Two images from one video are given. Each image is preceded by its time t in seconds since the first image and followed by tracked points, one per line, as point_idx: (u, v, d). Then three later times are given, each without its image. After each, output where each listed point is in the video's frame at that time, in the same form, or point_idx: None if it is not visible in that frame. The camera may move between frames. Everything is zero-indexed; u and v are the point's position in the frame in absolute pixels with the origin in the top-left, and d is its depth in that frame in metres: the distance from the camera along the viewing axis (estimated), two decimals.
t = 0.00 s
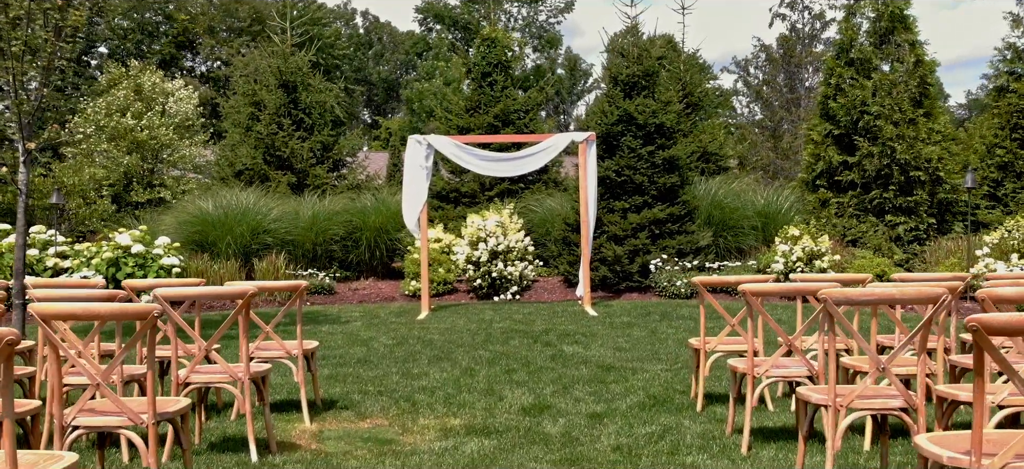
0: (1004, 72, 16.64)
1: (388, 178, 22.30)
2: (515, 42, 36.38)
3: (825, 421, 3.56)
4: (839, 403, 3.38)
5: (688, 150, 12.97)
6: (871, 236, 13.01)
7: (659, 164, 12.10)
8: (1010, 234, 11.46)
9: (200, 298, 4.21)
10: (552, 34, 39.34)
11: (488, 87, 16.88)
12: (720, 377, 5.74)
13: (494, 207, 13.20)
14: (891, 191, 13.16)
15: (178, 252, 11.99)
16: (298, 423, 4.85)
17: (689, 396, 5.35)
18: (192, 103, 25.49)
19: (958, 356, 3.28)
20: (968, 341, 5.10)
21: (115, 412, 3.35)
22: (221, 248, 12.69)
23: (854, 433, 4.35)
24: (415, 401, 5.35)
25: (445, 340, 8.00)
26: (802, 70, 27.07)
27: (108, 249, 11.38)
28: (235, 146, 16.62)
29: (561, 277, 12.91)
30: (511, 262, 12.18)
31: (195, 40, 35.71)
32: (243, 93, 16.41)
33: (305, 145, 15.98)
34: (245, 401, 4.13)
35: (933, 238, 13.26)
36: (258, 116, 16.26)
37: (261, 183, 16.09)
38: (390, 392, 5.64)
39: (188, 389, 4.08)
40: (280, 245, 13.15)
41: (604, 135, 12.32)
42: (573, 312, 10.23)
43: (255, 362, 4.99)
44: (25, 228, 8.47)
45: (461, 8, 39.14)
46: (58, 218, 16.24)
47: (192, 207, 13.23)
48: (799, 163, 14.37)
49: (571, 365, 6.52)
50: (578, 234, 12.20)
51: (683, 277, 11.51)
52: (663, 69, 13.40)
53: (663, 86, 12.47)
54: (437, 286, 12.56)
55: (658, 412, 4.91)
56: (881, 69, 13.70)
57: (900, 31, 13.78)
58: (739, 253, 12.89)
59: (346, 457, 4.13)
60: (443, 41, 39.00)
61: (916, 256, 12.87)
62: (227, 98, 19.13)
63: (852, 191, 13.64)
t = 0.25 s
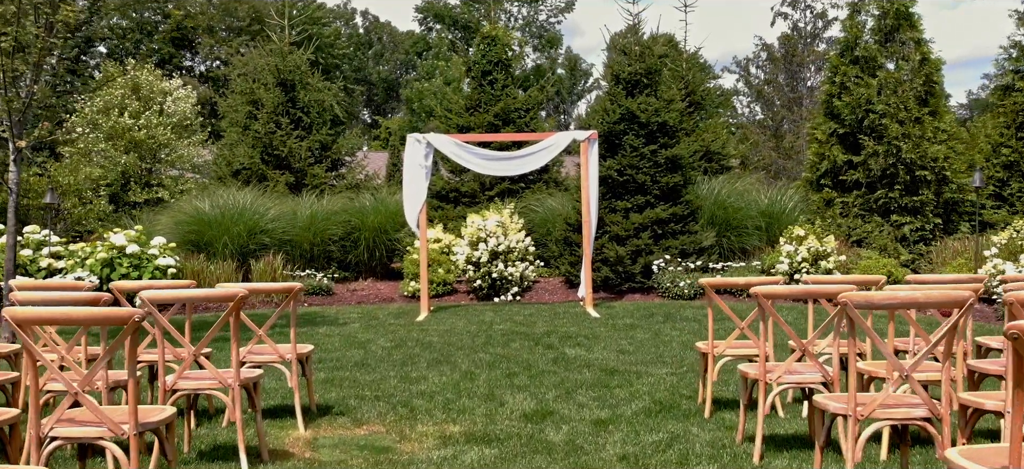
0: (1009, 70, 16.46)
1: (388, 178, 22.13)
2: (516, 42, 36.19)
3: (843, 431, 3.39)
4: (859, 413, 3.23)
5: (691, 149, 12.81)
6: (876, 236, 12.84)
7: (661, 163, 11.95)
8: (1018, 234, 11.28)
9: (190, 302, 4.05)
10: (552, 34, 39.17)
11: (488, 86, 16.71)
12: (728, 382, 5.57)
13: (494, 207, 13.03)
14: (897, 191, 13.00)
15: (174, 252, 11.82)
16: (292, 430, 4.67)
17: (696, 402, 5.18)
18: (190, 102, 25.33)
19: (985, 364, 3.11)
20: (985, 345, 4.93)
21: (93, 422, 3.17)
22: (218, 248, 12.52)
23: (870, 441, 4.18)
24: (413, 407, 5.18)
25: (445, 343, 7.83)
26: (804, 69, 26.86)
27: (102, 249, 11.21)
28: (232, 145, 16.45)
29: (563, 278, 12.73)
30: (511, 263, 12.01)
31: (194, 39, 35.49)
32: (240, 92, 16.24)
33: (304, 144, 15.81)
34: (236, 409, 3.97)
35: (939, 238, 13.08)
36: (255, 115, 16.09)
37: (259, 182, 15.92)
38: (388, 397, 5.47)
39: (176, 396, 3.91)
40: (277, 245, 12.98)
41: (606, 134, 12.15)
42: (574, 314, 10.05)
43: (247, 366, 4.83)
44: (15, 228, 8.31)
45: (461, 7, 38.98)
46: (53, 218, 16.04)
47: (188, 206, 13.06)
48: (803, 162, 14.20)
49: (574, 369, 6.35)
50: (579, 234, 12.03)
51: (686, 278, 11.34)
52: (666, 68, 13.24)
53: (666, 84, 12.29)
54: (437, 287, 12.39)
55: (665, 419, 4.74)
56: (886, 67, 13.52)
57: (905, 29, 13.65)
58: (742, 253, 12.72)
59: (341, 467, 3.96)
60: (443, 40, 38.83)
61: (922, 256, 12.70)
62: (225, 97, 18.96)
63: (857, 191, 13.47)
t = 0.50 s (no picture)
0: (1015, 69, 16.27)
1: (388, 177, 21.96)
2: (516, 41, 36.07)
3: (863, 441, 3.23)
4: (881, 423, 3.07)
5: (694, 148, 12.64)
6: (881, 236, 12.68)
7: (664, 162, 11.79)
8: None
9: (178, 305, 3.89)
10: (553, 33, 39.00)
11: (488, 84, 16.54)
12: (736, 387, 5.41)
13: (494, 207, 12.87)
14: (902, 191, 12.84)
15: (170, 252, 11.66)
16: (285, 437, 4.51)
17: (704, 408, 5.02)
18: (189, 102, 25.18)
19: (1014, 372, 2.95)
20: (1003, 349, 4.77)
21: (70, 432, 3.03)
22: (214, 248, 12.36)
23: (886, 450, 4.01)
24: (411, 413, 5.01)
25: (444, 345, 7.67)
26: (805, 68, 26.65)
27: (97, 250, 11.05)
28: (230, 144, 16.29)
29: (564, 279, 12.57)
30: (512, 263, 11.85)
31: (194, 39, 35.63)
32: (238, 91, 16.09)
33: (302, 143, 15.65)
34: (224, 418, 3.81)
35: (945, 238, 12.91)
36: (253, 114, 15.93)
37: (257, 182, 15.76)
38: (385, 402, 5.31)
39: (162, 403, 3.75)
40: (274, 246, 12.82)
41: (608, 133, 11.98)
42: (576, 315, 9.89)
43: (239, 371, 4.67)
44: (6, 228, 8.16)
45: (461, 7, 38.81)
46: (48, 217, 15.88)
47: (185, 206, 12.90)
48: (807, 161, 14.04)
49: (577, 373, 6.19)
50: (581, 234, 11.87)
51: (689, 279, 11.17)
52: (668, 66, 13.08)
53: (668, 83, 12.12)
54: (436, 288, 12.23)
55: (671, 426, 4.57)
56: (892, 65, 13.35)
57: (910, 27, 13.47)
58: (746, 254, 12.56)
59: None
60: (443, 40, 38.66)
61: (928, 256, 12.53)
62: (223, 96, 18.81)
63: (861, 190, 13.30)
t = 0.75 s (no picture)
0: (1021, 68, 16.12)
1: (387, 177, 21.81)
2: (516, 41, 35.94)
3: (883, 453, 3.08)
4: (904, 435, 2.92)
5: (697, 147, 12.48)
6: (886, 237, 12.53)
7: (666, 162, 11.63)
8: None
9: (166, 308, 3.74)
10: (553, 33, 38.86)
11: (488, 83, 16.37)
12: (744, 392, 5.25)
13: (494, 207, 12.71)
14: (908, 190, 12.69)
15: (166, 253, 11.49)
16: (279, 444, 4.36)
17: (711, 414, 4.87)
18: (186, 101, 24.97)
19: None
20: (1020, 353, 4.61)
21: (48, 445, 2.87)
22: (211, 249, 12.21)
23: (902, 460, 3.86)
24: (410, 419, 4.86)
25: (443, 348, 7.51)
26: (807, 68, 26.58)
27: (91, 251, 10.89)
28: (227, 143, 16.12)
29: (565, 280, 12.42)
30: (513, 264, 11.69)
31: (192, 39, 35.29)
32: (236, 90, 15.93)
33: (300, 142, 15.50)
34: (214, 426, 3.66)
35: (950, 239, 12.75)
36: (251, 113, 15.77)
37: (254, 181, 15.59)
38: (383, 408, 5.16)
39: (150, 411, 3.60)
40: (272, 246, 12.66)
41: (610, 132, 11.81)
42: (578, 317, 9.73)
43: (232, 376, 4.53)
44: None
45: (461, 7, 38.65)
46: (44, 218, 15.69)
47: (181, 206, 12.75)
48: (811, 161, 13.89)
49: (580, 377, 6.03)
50: (582, 234, 11.70)
51: (692, 280, 11.02)
52: (670, 64, 12.93)
53: (670, 81, 11.96)
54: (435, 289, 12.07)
55: (679, 434, 4.41)
56: (897, 63, 13.17)
57: (915, 25, 13.29)
58: (749, 255, 12.41)
59: None
60: (443, 39, 38.51)
61: (934, 257, 12.37)
62: (220, 95, 18.63)
63: (866, 190, 13.14)
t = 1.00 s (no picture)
0: None
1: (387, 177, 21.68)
2: (516, 41, 35.84)
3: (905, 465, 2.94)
4: (928, 446, 2.78)
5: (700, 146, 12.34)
6: (891, 236, 12.39)
7: (669, 161, 11.49)
8: None
9: (156, 312, 3.60)
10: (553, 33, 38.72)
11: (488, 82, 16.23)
12: (752, 396, 5.11)
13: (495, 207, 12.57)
14: (913, 190, 12.54)
15: (162, 253, 11.35)
16: (273, 451, 4.22)
17: (719, 419, 4.73)
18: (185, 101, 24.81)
19: None
20: None
21: (26, 458, 2.72)
22: (208, 249, 12.06)
23: None
24: (409, 425, 4.72)
25: (442, 350, 7.37)
26: (809, 68, 26.34)
27: (87, 251, 10.74)
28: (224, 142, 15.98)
29: (566, 280, 12.28)
30: (513, 265, 11.55)
31: (192, 39, 34.87)
32: (234, 88, 15.78)
33: (299, 142, 15.36)
34: (205, 434, 3.51)
35: (956, 239, 12.61)
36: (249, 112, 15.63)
37: (252, 181, 15.45)
38: (381, 413, 5.01)
39: (138, 418, 3.46)
40: (270, 246, 12.51)
41: (612, 131, 11.67)
42: (580, 318, 9.60)
43: (225, 382, 4.39)
44: None
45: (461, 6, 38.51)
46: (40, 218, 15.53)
47: (178, 206, 12.61)
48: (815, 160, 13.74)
49: (583, 380, 5.89)
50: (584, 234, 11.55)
51: (696, 281, 10.88)
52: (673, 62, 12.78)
53: (673, 79, 11.82)
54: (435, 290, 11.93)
55: (686, 441, 4.27)
56: (902, 62, 13.00)
57: (920, 22, 13.09)
58: (753, 255, 12.27)
59: None
60: (443, 39, 38.37)
61: (940, 257, 12.23)
62: (219, 94, 18.46)
63: (870, 190, 13.00)
